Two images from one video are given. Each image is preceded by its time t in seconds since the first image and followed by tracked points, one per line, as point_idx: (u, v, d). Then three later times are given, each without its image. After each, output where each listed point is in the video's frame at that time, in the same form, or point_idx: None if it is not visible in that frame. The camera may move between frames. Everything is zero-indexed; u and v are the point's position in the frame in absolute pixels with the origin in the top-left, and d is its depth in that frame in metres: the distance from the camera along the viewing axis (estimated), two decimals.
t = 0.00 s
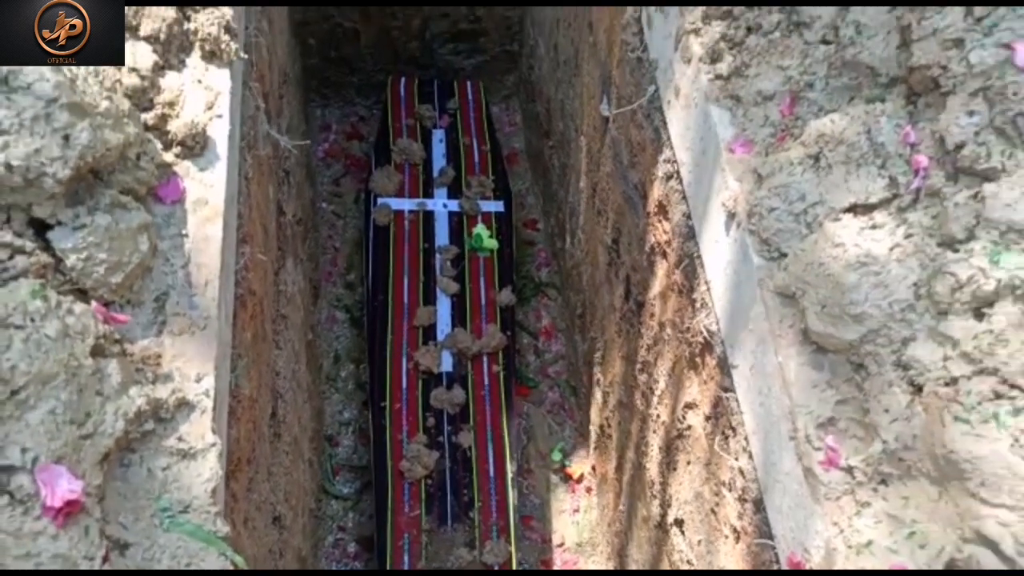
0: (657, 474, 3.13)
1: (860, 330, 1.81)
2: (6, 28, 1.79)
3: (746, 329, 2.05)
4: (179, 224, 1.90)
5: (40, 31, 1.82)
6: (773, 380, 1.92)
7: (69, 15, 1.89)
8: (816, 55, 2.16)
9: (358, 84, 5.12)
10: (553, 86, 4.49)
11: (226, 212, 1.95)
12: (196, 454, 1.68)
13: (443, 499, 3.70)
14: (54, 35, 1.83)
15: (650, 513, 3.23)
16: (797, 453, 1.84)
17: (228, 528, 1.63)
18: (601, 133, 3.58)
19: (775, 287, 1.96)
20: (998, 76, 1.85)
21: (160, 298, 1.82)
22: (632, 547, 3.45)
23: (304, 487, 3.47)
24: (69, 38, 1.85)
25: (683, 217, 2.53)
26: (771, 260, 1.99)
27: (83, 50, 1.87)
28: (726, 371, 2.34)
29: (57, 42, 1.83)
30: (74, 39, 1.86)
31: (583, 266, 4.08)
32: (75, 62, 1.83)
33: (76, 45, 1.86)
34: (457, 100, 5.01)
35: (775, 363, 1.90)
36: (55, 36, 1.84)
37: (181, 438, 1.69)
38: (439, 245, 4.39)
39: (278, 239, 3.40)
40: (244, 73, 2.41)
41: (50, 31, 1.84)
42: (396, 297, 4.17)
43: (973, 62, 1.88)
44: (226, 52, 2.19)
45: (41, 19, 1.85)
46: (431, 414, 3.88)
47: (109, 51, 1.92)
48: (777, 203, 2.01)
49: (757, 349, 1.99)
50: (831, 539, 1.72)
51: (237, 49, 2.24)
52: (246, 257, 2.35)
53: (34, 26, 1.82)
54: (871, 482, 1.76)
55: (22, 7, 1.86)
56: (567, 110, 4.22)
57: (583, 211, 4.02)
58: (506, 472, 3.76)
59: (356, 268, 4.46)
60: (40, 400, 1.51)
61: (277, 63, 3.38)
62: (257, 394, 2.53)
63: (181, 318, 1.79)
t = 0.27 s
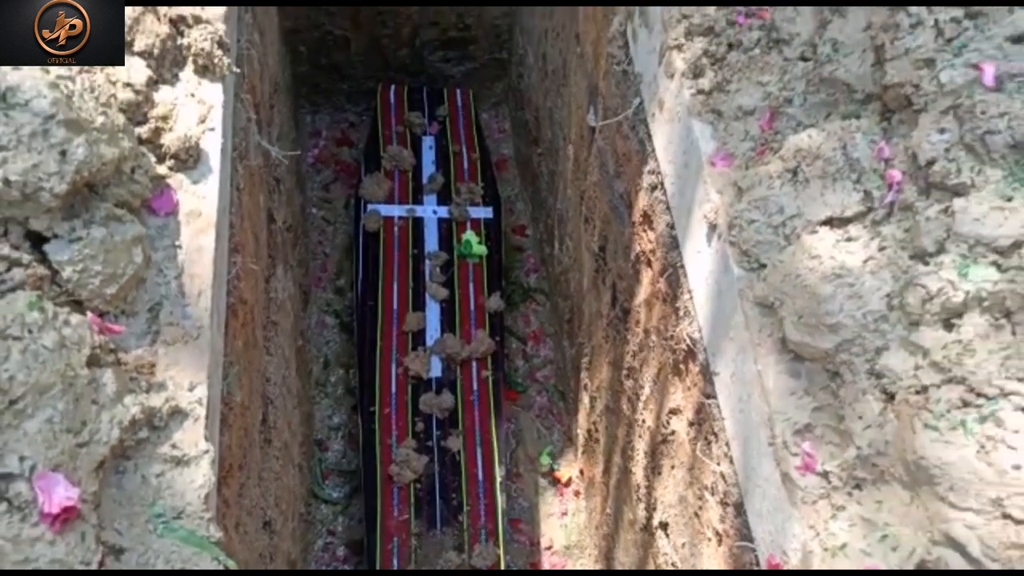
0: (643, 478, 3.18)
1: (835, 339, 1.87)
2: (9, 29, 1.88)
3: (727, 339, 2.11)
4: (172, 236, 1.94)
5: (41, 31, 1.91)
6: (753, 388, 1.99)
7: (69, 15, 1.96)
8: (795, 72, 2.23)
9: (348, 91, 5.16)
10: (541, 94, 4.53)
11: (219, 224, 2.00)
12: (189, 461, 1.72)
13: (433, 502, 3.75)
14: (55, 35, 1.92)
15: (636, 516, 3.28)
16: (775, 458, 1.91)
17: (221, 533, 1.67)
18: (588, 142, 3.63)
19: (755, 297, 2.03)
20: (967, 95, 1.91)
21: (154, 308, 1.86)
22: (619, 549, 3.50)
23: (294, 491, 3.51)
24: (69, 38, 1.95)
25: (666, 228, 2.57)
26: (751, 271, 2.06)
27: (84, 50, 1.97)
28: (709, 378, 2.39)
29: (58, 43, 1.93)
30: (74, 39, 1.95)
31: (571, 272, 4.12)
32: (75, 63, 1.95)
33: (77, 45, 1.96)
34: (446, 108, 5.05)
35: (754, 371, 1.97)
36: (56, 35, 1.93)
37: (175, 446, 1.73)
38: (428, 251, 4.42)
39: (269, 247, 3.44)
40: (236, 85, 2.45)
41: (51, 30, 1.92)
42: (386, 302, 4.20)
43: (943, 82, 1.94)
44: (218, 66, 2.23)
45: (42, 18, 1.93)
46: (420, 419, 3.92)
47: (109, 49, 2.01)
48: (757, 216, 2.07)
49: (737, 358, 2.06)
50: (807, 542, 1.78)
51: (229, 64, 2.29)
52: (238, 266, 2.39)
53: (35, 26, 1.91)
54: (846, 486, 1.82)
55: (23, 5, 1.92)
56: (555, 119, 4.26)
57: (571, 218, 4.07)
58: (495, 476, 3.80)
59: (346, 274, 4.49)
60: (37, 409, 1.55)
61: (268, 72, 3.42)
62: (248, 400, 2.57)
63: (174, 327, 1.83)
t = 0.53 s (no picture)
0: (637, 477, 3.22)
1: (822, 340, 1.90)
2: (9, 28, 1.92)
3: (717, 340, 2.13)
4: (170, 240, 1.97)
5: (41, 31, 1.96)
6: (742, 389, 2.01)
7: (69, 15, 2.02)
8: (784, 78, 2.27)
9: (343, 92, 5.18)
10: (535, 95, 4.56)
11: (216, 228, 2.02)
12: (188, 462, 1.75)
13: (428, 501, 3.78)
14: (55, 35, 1.97)
15: (630, 514, 3.31)
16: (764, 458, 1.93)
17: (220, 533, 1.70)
18: (582, 144, 3.66)
19: (744, 299, 2.05)
20: (951, 101, 1.98)
21: (153, 312, 1.89)
22: (613, 547, 3.54)
23: (291, 491, 3.53)
24: (69, 38, 1.99)
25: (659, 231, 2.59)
26: (739, 274, 2.07)
27: (84, 50, 2.01)
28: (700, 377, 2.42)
29: (58, 42, 1.98)
30: (74, 39, 2.00)
31: (565, 273, 4.15)
32: (76, 62, 1.99)
33: (76, 44, 2.00)
34: (441, 109, 5.08)
35: (743, 372, 1.99)
36: (56, 35, 1.97)
37: (175, 447, 1.76)
38: (423, 252, 4.45)
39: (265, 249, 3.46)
40: (232, 90, 2.48)
41: (51, 31, 1.97)
42: (381, 303, 4.23)
43: (928, 88, 2.01)
44: (215, 72, 2.26)
45: (41, 19, 1.98)
46: (415, 419, 3.95)
47: (108, 50, 2.06)
48: (746, 219, 2.11)
49: (727, 359, 2.08)
50: (795, 539, 1.81)
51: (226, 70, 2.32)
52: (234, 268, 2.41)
53: (35, 26, 1.96)
54: (833, 484, 1.86)
55: (22, 6, 1.98)
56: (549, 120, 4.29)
57: (565, 219, 4.10)
58: (490, 475, 3.84)
59: (341, 274, 4.51)
60: (40, 412, 1.58)
61: (264, 76, 3.44)
62: (245, 400, 2.59)
63: (173, 331, 1.86)
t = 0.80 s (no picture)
0: (631, 475, 3.26)
1: (812, 341, 1.94)
2: (8, 28, 1.95)
3: (710, 341, 2.17)
4: (171, 244, 2.00)
5: (41, 31, 1.98)
6: (733, 390, 2.05)
7: (70, 15, 2.05)
8: (774, 83, 2.31)
9: (339, 93, 5.21)
10: (531, 97, 4.59)
11: (215, 231, 2.06)
12: (190, 462, 1.78)
13: (425, 500, 3.81)
14: (54, 35, 1.99)
15: (625, 513, 3.35)
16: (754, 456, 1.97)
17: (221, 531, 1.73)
18: (577, 147, 3.69)
19: (735, 301, 2.09)
20: (937, 108, 2.02)
21: (154, 314, 1.92)
22: (609, 545, 3.57)
23: (289, 490, 3.57)
24: (68, 37, 2.01)
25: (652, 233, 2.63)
26: (732, 275, 2.12)
27: (83, 50, 2.04)
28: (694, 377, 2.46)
29: (58, 42, 2.00)
30: (74, 39, 2.02)
31: (560, 273, 4.18)
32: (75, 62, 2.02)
33: (76, 45, 2.02)
34: (437, 110, 5.11)
35: (734, 373, 2.03)
36: (56, 35, 2.00)
37: (176, 447, 1.79)
38: (420, 252, 4.48)
39: (263, 250, 3.49)
40: (230, 94, 2.51)
41: (51, 30, 1.99)
42: (378, 303, 4.26)
43: (914, 95, 2.05)
44: (214, 78, 2.30)
45: (41, 19, 2.01)
46: (413, 418, 3.98)
47: (108, 50, 2.09)
48: (737, 223, 2.15)
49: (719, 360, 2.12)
50: (785, 537, 1.85)
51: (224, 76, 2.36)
52: (234, 271, 2.45)
53: (35, 26, 1.98)
54: (822, 483, 1.89)
55: (22, 6, 2.01)
56: (545, 122, 4.32)
57: (560, 220, 4.13)
58: (487, 474, 3.88)
59: (338, 274, 4.55)
60: (45, 414, 1.61)
61: (261, 78, 3.47)
62: (245, 400, 2.63)
63: (173, 333, 1.89)
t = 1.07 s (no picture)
0: (629, 476, 3.31)
1: (802, 346, 1.99)
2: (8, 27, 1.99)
3: (704, 346, 2.22)
4: (179, 249, 2.05)
5: (41, 31, 2.03)
6: (726, 393, 2.11)
7: (70, 16, 2.10)
8: (768, 92, 2.36)
9: (341, 94, 5.26)
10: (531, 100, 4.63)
11: (222, 236, 2.11)
12: (197, 461, 1.84)
13: (425, 498, 3.87)
14: (54, 35, 2.04)
15: (622, 512, 3.40)
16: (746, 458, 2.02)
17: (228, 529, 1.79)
18: (575, 151, 3.74)
19: (729, 306, 2.14)
20: (925, 118, 2.08)
21: (163, 317, 1.97)
22: (607, 544, 3.63)
23: (291, 488, 3.62)
24: (68, 38, 2.05)
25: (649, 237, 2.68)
26: (727, 281, 2.17)
27: (83, 50, 2.07)
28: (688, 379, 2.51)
29: (58, 42, 2.04)
30: (74, 39, 2.06)
31: (559, 275, 4.23)
32: (73, 62, 2.04)
33: (76, 45, 2.06)
34: (438, 112, 5.15)
35: (727, 376, 2.08)
36: (56, 36, 2.04)
37: (184, 447, 1.85)
38: (420, 253, 4.52)
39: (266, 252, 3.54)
40: (236, 100, 2.56)
41: (51, 31, 2.04)
42: (379, 304, 4.31)
43: (903, 105, 2.11)
44: (220, 85, 2.35)
45: (42, 19, 2.06)
46: (413, 418, 4.03)
47: (110, 50, 2.12)
48: (731, 229, 2.20)
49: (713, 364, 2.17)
50: (776, 537, 1.90)
51: (230, 83, 2.41)
52: (239, 274, 2.50)
53: (35, 26, 2.03)
54: (812, 484, 1.95)
55: (24, 7, 2.07)
56: (544, 125, 4.37)
57: (559, 222, 4.18)
58: (486, 473, 3.93)
59: (339, 275, 4.60)
60: (58, 414, 1.67)
61: (264, 82, 3.53)
62: (249, 400, 2.69)
63: (181, 335, 1.94)
